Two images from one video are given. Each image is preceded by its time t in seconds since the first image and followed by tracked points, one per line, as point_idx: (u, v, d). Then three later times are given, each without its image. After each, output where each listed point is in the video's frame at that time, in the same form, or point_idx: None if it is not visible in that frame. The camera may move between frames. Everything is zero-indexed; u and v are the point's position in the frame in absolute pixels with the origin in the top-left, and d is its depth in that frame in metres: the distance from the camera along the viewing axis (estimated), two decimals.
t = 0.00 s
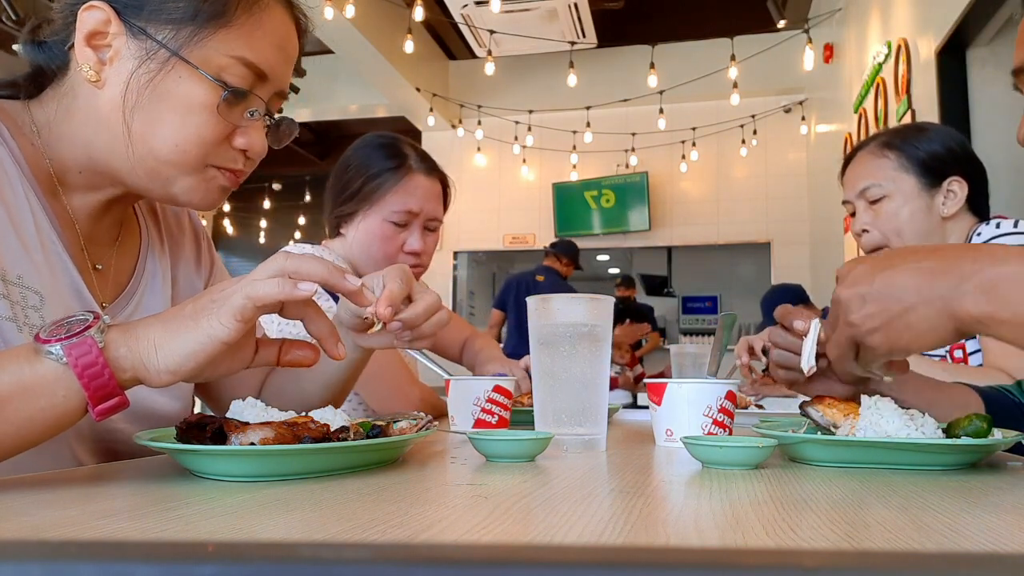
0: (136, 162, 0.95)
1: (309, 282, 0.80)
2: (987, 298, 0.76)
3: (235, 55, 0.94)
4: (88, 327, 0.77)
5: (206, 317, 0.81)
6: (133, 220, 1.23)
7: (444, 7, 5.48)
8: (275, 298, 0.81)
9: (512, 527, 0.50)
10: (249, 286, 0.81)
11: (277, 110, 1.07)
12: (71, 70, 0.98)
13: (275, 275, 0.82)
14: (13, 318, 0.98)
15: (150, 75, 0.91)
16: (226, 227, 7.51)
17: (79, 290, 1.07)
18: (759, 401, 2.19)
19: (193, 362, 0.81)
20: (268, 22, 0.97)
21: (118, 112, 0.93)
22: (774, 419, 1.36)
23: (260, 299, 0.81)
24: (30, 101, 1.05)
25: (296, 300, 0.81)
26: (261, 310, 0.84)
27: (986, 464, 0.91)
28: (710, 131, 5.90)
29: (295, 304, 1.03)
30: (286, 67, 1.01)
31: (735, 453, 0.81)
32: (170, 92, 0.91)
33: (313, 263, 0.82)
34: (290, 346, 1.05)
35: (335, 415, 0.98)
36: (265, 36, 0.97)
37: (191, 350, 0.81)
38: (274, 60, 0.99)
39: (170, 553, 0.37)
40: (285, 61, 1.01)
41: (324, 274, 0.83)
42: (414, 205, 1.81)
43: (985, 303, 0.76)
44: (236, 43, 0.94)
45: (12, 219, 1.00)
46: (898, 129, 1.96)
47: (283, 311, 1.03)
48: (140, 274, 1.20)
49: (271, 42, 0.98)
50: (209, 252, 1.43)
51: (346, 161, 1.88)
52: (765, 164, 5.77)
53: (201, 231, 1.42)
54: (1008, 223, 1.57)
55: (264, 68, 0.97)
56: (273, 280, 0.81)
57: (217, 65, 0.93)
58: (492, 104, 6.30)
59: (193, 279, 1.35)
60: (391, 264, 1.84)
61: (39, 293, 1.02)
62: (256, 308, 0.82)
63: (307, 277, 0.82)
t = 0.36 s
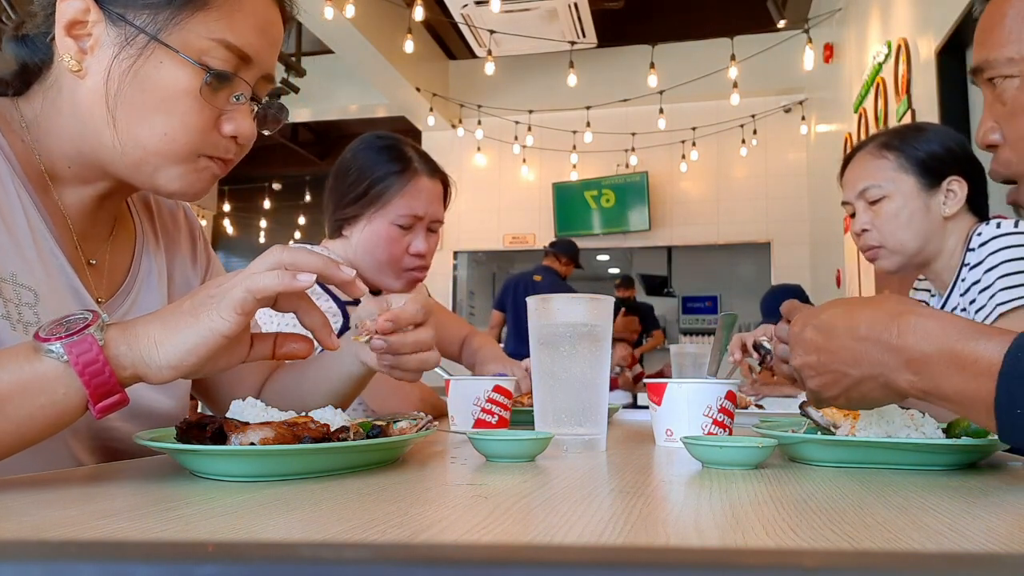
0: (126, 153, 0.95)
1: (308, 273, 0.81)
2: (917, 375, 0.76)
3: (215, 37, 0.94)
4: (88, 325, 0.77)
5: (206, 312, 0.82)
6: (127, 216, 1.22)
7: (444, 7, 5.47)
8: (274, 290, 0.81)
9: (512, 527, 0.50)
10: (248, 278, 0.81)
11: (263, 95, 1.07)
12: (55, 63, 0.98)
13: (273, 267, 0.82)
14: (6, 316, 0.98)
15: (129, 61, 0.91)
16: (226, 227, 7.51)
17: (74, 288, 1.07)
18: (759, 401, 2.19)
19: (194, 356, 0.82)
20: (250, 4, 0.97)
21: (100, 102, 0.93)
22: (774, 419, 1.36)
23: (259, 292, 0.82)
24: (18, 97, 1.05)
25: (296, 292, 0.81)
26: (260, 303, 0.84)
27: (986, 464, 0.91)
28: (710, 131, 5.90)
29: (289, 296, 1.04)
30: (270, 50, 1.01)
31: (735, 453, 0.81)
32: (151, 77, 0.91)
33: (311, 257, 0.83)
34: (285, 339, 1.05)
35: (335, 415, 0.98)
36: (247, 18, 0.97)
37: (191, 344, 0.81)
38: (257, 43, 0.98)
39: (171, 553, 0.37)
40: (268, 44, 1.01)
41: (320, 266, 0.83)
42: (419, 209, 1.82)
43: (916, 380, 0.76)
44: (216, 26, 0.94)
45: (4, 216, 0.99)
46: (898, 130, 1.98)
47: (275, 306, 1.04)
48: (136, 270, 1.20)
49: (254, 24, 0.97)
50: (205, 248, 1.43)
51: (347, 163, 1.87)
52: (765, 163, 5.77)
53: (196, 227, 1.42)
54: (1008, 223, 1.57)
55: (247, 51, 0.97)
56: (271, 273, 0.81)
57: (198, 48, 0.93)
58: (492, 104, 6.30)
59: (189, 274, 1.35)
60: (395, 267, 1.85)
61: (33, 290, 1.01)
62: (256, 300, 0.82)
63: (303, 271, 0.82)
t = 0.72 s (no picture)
0: (130, 152, 0.95)
1: (308, 271, 0.81)
2: (929, 373, 0.76)
3: (216, 33, 0.93)
4: (88, 325, 0.77)
5: (206, 311, 0.81)
6: (127, 216, 1.22)
7: (444, 7, 5.47)
8: (274, 288, 0.81)
9: (511, 527, 0.50)
10: (248, 276, 0.81)
11: (264, 90, 1.06)
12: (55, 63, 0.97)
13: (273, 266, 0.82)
14: (7, 316, 0.98)
15: (133, 58, 0.91)
16: (226, 228, 7.51)
17: (75, 288, 1.07)
18: (759, 401, 2.19)
19: (196, 355, 0.82)
20: None
21: (103, 102, 0.93)
22: (774, 419, 1.36)
23: (260, 290, 0.81)
24: (18, 97, 1.05)
25: (297, 290, 0.81)
26: (260, 301, 0.84)
27: (986, 464, 0.91)
28: (710, 131, 5.91)
29: (289, 297, 1.04)
30: (270, 45, 1.00)
31: (734, 453, 0.81)
32: (156, 75, 0.91)
33: (311, 255, 0.83)
34: (284, 339, 1.05)
35: (334, 415, 0.98)
36: (246, 13, 0.96)
37: (191, 343, 0.81)
38: (257, 38, 0.98)
39: (170, 553, 0.37)
40: (268, 39, 1.00)
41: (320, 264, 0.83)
42: (428, 210, 1.82)
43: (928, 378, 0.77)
44: (217, 22, 0.93)
45: (5, 216, 0.99)
46: (897, 130, 1.98)
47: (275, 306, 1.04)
48: (136, 271, 1.20)
49: (253, 19, 0.97)
50: (206, 249, 1.43)
51: (350, 165, 1.86)
52: (765, 163, 5.77)
53: (196, 227, 1.42)
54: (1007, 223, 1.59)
55: (248, 46, 0.96)
56: (271, 271, 0.81)
57: (199, 44, 0.93)
58: (492, 104, 6.30)
59: (189, 276, 1.35)
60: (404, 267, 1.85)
61: (34, 290, 1.01)
62: (256, 299, 0.82)
63: (303, 268, 0.82)
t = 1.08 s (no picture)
0: (135, 159, 0.95)
1: (310, 275, 0.80)
2: (935, 377, 0.76)
3: (229, 46, 0.93)
4: (89, 327, 0.77)
5: (207, 314, 0.81)
6: (127, 217, 1.22)
7: (444, 7, 5.47)
8: (276, 293, 0.80)
9: (511, 527, 0.50)
10: (250, 281, 0.81)
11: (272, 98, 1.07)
12: (64, 67, 0.96)
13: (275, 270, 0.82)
14: (10, 318, 0.99)
15: (148, 71, 0.91)
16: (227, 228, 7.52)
17: (75, 290, 1.06)
18: (759, 401, 2.19)
19: (196, 359, 0.81)
20: (261, 10, 0.96)
21: (108, 107, 0.93)
22: (774, 419, 1.36)
23: (261, 295, 0.81)
24: (22, 99, 1.04)
25: (298, 294, 0.81)
26: (261, 306, 0.83)
27: (987, 464, 0.91)
28: (710, 131, 5.91)
29: (291, 301, 1.05)
30: (279, 54, 1.01)
31: (735, 453, 0.81)
32: (166, 86, 0.91)
33: (313, 260, 0.83)
34: (285, 343, 1.05)
35: (334, 415, 0.98)
36: (257, 24, 0.96)
37: (193, 347, 0.81)
38: (267, 49, 0.98)
39: (170, 553, 0.37)
40: (277, 48, 1.00)
41: (323, 268, 0.83)
42: (430, 210, 1.83)
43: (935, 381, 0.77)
44: (230, 34, 0.94)
45: (6, 217, 0.99)
46: (897, 129, 1.97)
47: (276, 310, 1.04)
48: (135, 272, 1.20)
49: (263, 30, 0.97)
50: (205, 249, 1.43)
51: (351, 166, 1.85)
52: (765, 163, 5.77)
53: (196, 228, 1.41)
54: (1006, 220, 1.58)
55: (258, 58, 0.97)
56: (274, 276, 0.80)
57: (212, 56, 0.93)
58: (492, 104, 6.30)
59: (188, 276, 1.35)
60: (407, 268, 1.85)
61: (35, 291, 1.02)
62: (258, 304, 0.82)
63: (306, 273, 0.82)
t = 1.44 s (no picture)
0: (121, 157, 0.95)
1: (298, 251, 0.83)
2: (938, 378, 0.76)
3: (211, 49, 0.94)
4: (82, 317, 0.77)
5: (200, 298, 0.82)
6: (113, 215, 1.22)
7: (443, 7, 5.47)
8: (266, 271, 0.81)
9: (511, 527, 0.50)
10: (237, 260, 0.81)
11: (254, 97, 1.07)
12: (43, 63, 0.95)
13: (264, 248, 0.82)
14: None
15: (126, 72, 0.91)
16: (227, 228, 7.52)
17: (62, 285, 1.06)
18: (759, 401, 2.20)
19: (189, 344, 0.82)
20: (245, 11, 0.96)
21: (92, 106, 0.92)
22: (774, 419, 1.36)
23: (251, 273, 0.81)
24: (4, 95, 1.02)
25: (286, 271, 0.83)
26: (252, 285, 0.84)
27: (987, 464, 0.91)
28: (709, 131, 5.91)
29: (284, 286, 1.05)
30: (264, 56, 1.01)
31: (735, 453, 0.81)
32: (145, 89, 0.91)
33: (301, 236, 0.84)
34: (282, 331, 1.05)
35: (335, 415, 0.98)
36: (242, 26, 0.96)
37: (185, 331, 0.81)
38: (250, 50, 0.98)
39: (170, 553, 0.37)
40: (262, 48, 1.01)
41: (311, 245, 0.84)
42: (429, 211, 1.83)
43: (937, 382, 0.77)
44: (212, 36, 0.94)
45: None
46: (898, 129, 1.96)
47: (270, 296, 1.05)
48: (123, 270, 1.20)
49: (250, 33, 0.97)
50: (192, 246, 1.43)
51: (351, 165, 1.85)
52: (765, 163, 5.77)
53: (184, 225, 1.42)
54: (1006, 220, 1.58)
55: (240, 60, 0.97)
56: (262, 252, 0.81)
57: (193, 59, 0.93)
58: (492, 104, 6.30)
59: (176, 274, 1.35)
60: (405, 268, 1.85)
61: (25, 290, 1.01)
62: (249, 282, 0.82)
63: (293, 249, 0.83)
